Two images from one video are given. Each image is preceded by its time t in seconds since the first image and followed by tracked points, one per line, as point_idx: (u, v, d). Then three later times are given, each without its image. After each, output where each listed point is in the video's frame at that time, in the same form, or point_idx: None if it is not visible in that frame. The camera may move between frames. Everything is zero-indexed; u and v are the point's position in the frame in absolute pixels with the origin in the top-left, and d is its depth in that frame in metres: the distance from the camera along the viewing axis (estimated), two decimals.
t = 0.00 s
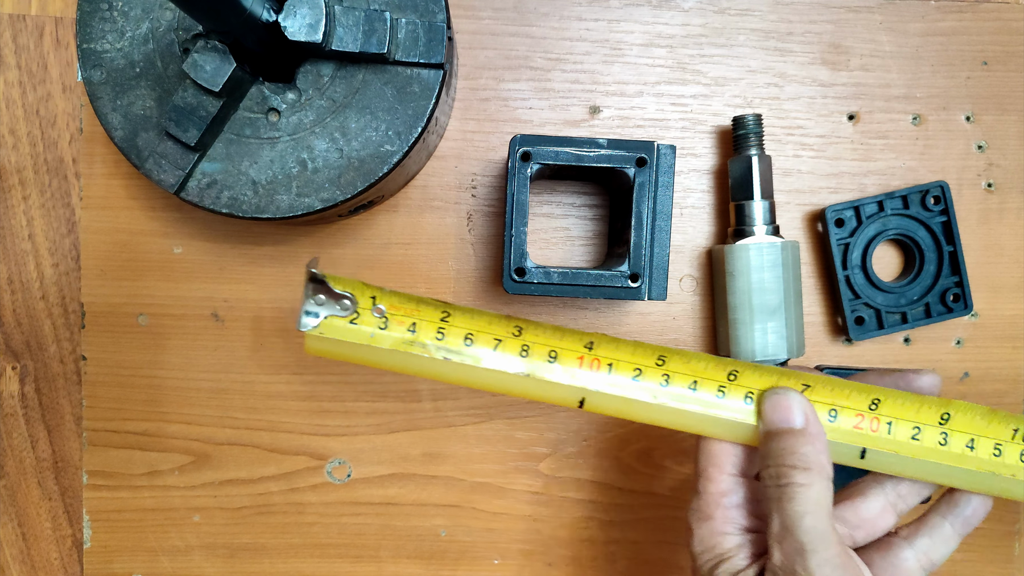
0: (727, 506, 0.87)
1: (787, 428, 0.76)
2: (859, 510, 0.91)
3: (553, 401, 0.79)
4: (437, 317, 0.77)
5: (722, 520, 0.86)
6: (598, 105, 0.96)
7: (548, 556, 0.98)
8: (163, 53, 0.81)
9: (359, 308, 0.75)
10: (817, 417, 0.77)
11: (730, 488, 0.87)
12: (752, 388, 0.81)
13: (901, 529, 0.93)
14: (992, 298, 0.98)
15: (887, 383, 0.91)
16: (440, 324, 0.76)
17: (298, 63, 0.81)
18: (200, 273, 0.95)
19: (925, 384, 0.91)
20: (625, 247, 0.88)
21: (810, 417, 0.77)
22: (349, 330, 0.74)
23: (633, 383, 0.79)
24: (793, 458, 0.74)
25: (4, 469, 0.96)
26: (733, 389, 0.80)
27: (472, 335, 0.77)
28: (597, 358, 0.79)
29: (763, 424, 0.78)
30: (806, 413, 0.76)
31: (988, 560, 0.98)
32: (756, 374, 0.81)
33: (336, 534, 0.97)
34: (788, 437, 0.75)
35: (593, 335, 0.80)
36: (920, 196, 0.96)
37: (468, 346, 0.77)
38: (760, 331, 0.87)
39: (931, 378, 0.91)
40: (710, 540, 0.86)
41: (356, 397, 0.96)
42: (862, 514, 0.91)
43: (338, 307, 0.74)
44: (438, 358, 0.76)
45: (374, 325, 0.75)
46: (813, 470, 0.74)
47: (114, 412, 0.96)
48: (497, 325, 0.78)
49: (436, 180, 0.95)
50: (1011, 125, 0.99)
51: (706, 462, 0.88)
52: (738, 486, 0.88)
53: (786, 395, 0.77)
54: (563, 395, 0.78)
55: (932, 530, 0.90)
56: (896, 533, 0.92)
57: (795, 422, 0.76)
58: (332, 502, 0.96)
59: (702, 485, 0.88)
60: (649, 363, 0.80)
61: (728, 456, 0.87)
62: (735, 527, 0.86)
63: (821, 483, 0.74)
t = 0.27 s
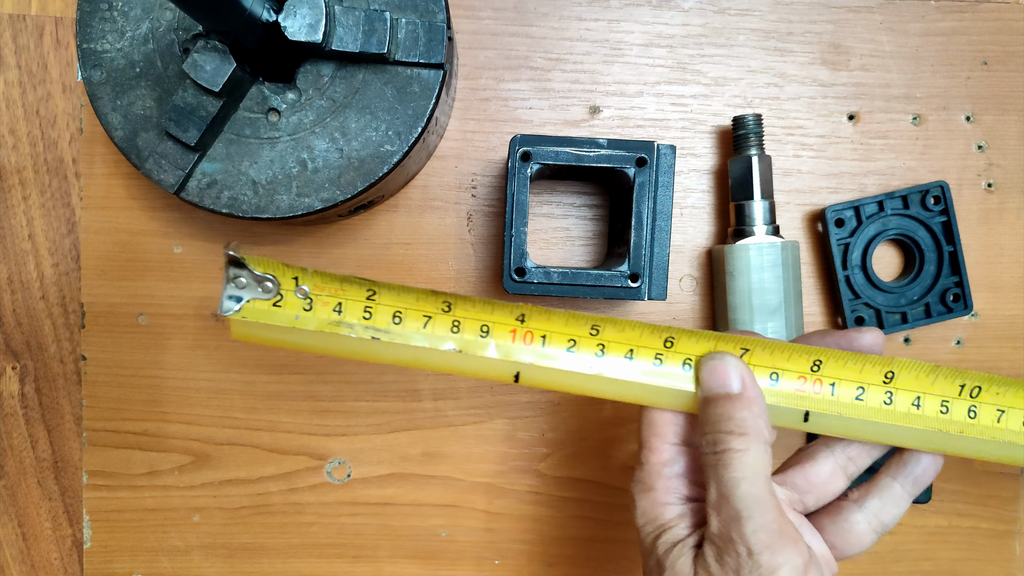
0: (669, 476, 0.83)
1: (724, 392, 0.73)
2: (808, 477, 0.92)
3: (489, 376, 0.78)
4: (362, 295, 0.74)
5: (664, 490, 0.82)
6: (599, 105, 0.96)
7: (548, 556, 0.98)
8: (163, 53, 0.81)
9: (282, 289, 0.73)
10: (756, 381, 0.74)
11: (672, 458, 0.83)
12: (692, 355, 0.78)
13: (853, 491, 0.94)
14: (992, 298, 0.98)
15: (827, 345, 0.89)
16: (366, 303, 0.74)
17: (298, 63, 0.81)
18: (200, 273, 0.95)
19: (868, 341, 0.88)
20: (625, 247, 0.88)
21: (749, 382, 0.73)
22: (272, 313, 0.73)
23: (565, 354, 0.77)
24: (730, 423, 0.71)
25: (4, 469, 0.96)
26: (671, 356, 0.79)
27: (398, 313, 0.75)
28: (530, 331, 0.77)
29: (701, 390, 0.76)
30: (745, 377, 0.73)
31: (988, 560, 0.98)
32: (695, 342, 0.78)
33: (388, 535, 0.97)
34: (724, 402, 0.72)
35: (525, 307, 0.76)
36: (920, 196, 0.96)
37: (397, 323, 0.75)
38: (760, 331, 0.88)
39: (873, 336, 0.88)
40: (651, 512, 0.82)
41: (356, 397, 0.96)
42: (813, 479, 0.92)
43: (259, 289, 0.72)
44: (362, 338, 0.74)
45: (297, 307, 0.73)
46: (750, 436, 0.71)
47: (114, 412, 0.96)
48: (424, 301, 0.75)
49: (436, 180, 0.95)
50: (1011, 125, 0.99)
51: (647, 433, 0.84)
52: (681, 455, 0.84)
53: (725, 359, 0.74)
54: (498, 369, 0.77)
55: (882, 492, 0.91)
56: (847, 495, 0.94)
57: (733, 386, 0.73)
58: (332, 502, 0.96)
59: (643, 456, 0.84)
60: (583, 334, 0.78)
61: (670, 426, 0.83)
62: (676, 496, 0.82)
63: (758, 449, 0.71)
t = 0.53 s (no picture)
0: (615, 459, 0.82)
1: (663, 371, 0.70)
2: (760, 453, 0.92)
3: (434, 364, 0.77)
4: (297, 287, 0.74)
5: (610, 473, 0.82)
6: (598, 105, 0.96)
7: (547, 557, 0.98)
8: (163, 53, 0.81)
9: (216, 285, 0.73)
10: (698, 359, 0.72)
11: (617, 440, 0.83)
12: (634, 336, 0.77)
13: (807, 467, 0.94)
14: (992, 298, 0.98)
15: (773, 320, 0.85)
16: (302, 295, 0.74)
17: (298, 63, 0.81)
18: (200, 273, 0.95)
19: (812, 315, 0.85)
20: (625, 247, 0.88)
21: (689, 360, 0.71)
22: (207, 310, 0.72)
23: (506, 340, 0.76)
24: (669, 403, 0.69)
25: (4, 469, 0.96)
26: (613, 338, 0.77)
27: (335, 304, 0.75)
28: (470, 319, 0.76)
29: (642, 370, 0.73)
30: (685, 355, 0.71)
31: (988, 560, 0.98)
32: (634, 322, 0.77)
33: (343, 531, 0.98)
34: (663, 381, 0.70)
35: (463, 294, 0.76)
36: (920, 196, 0.96)
37: (335, 315, 0.75)
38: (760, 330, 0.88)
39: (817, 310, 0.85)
40: (598, 495, 0.81)
41: (356, 397, 0.96)
42: (765, 455, 0.92)
43: (194, 286, 0.72)
44: (299, 332, 0.74)
45: (233, 302, 0.73)
46: (690, 415, 0.68)
47: (114, 412, 0.96)
48: (357, 293, 0.75)
49: (436, 180, 0.95)
50: (1011, 125, 0.99)
51: (594, 416, 0.84)
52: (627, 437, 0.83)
53: (665, 338, 0.72)
54: (441, 359, 0.76)
55: (834, 467, 0.91)
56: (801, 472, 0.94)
57: (672, 366, 0.70)
58: (332, 502, 0.96)
59: (591, 440, 0.84)
60: (524, 320, 0.77)
61: (616, 408, 0.83)
62: (623, 479, 0.82)
63: (699, 427, 0.68)
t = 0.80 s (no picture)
0: (553, 457, 0.83)
1: (596, 368, 0.70)
2: (702, 447, 0.93)
3: (371, 367, 0.78)
4: (233, 297, 0.75)
5: (548, 470, 0.82)
6: (598, 105, 0.96)
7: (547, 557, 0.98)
8: (163, 53, 0.81)
9: (153, 295, 0.75)
10: (630, 356, 0.71)
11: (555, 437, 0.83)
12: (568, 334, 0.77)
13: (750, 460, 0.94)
14: (992, 298, 0.98)
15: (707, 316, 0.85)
16: (238, 304, 0.75)
17: (298, 63, 0.81)
18: (200, 273, 0.95)
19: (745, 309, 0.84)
20: (625, 247, 0.88)
21: (621, 357, 0.70)
22: (146, 320, 0.74)
23: (442, 343, 0.76)
24: (601, 401, 0.68)
25: (4, 469, 0.96)
26: (549, 338, 0.77)
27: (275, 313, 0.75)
28: (405, 321, 0.76)
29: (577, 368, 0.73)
30: (618, 353, 0.70)
31: (987, 560, 0.98)
32: (567, 319, 0.77)
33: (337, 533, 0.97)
34: (596, 378, 0.69)
35: (400, 298, 0.76)
36: (920, 196, 0.96)
37: (272, 323, 0.75)
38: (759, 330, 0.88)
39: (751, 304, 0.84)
40: (538, 493, 0.82)
41: (356, 397, 0.96)
42: (708, 449, 0.93)
43: (130, 296, 0.74)
44: (238, 339, 0.76)
45: (171, 313, 0.75)
46: (621, 411, 0.67)
47: (114, 412, 0.96)
48: (298, 299, 0.75)
49: (436, 180, 0.95)
50: (1011, 125, 0.99)
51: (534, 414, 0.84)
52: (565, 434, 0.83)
53: (596, 336, 0.72)
54: (376, 362, 0.77)
55: (775, 458, 0.91)
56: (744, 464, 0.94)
57: (604, 363, 0.70)
58: (332, 502, 0.96)
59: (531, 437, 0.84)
60: (459, 321, 0.77)
61: (554, 406, 0.84)
62: (561, 476, 0.82)
63: (631, 423, 0.67)
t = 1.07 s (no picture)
0: (469, 445, 0.79)
1: (509, 354, 0.67)
2: (625, 432, 0.92)
3: (283, 359, 0.76)
4: (143, 292, 0.75)
5: (466, 459, 0.78)
6: (598, 105, 0.96)
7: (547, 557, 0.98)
8: (163, 53, 0.81)
9: (61, 291, 0.75)
10: (543, 340, 0.69)
11: (472, 425, 0.80)
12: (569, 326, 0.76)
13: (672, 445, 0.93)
14: (992, 298, 0.98)
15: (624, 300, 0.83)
16: (147, 299, 0.75)
17: (298, 63, 0.81)
18: (200, 273, 0.95)
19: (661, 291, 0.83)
20: (625, 247, 0.88)
21: (534, 342, 0.68)
22: (53, 316, 0.75)
23: (355, 334, 0.75)
24: (512, 385, 0.66)
25: (4, 469, 0.96)
26: (464, 326, 0.75)
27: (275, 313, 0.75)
28: (316, 313, 0.75)
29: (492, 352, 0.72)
30: (529, 337, 0.68)
31: (987, 560, 0.98)
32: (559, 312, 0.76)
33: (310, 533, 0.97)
34: (507, 365, 0.67)
35: (309, 289, 0.75)
36: (920, 196, 0.96)
37: (182, 316, 0.75)
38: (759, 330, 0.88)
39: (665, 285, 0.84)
40: (455, 484, 0.78)
41: (356, 397, 0.96)
42: (630, 433, 0.92)
43: (38, 293, 0.74)
44: (149, 334, 0.75)
45: (78, 308, 0.75)
46: (533, 395, 0.65)
47: (114, 412, 0.96)
48: (280, 297, 0.75)
49: (436, 180, 0.95)
50: (1011, 125, 0.99)
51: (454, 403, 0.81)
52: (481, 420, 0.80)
53: (509, 321, 0.69)
54: (288, 353, 0.76)
55: (696, 442, 0.90)
56: (666, 450, 0.93)
57: (516, 348, 0.67)
58: (332, 502, 0.96)
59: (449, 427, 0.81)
60: (371, 311, 0.76)
61: (474, 393, 0.80)
62: (479, 464, 0.78)
63: (542, 408, 0.65)
